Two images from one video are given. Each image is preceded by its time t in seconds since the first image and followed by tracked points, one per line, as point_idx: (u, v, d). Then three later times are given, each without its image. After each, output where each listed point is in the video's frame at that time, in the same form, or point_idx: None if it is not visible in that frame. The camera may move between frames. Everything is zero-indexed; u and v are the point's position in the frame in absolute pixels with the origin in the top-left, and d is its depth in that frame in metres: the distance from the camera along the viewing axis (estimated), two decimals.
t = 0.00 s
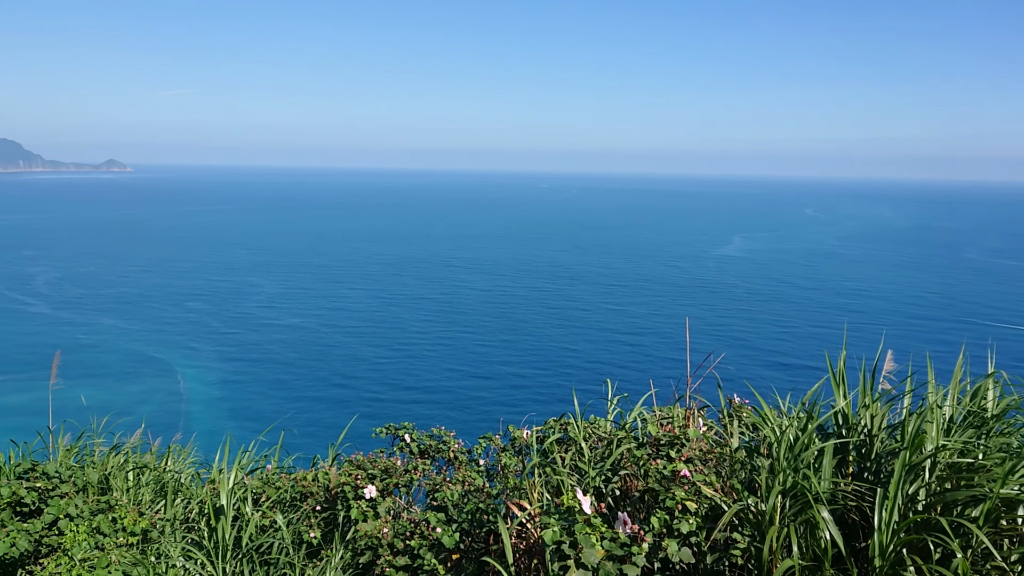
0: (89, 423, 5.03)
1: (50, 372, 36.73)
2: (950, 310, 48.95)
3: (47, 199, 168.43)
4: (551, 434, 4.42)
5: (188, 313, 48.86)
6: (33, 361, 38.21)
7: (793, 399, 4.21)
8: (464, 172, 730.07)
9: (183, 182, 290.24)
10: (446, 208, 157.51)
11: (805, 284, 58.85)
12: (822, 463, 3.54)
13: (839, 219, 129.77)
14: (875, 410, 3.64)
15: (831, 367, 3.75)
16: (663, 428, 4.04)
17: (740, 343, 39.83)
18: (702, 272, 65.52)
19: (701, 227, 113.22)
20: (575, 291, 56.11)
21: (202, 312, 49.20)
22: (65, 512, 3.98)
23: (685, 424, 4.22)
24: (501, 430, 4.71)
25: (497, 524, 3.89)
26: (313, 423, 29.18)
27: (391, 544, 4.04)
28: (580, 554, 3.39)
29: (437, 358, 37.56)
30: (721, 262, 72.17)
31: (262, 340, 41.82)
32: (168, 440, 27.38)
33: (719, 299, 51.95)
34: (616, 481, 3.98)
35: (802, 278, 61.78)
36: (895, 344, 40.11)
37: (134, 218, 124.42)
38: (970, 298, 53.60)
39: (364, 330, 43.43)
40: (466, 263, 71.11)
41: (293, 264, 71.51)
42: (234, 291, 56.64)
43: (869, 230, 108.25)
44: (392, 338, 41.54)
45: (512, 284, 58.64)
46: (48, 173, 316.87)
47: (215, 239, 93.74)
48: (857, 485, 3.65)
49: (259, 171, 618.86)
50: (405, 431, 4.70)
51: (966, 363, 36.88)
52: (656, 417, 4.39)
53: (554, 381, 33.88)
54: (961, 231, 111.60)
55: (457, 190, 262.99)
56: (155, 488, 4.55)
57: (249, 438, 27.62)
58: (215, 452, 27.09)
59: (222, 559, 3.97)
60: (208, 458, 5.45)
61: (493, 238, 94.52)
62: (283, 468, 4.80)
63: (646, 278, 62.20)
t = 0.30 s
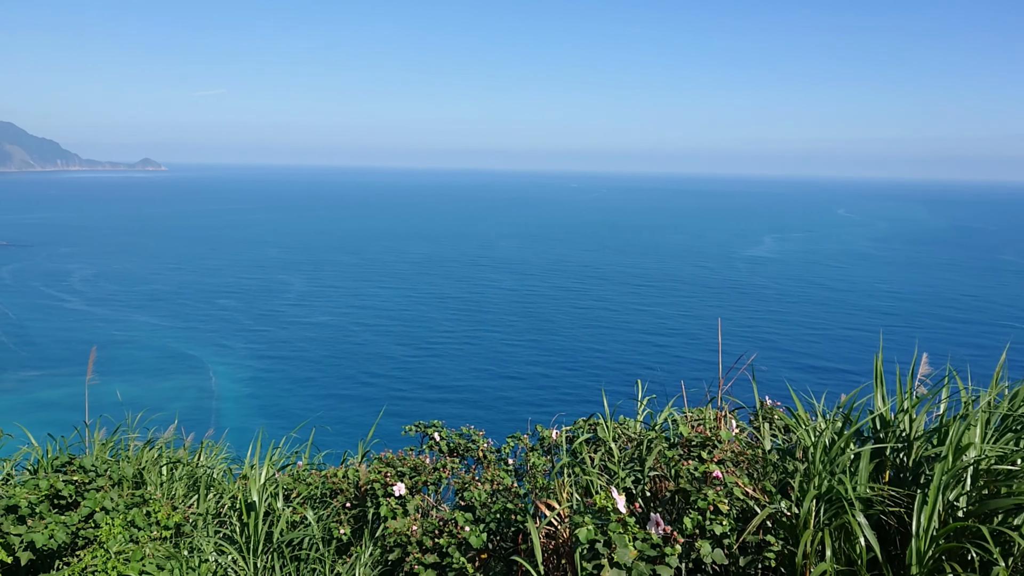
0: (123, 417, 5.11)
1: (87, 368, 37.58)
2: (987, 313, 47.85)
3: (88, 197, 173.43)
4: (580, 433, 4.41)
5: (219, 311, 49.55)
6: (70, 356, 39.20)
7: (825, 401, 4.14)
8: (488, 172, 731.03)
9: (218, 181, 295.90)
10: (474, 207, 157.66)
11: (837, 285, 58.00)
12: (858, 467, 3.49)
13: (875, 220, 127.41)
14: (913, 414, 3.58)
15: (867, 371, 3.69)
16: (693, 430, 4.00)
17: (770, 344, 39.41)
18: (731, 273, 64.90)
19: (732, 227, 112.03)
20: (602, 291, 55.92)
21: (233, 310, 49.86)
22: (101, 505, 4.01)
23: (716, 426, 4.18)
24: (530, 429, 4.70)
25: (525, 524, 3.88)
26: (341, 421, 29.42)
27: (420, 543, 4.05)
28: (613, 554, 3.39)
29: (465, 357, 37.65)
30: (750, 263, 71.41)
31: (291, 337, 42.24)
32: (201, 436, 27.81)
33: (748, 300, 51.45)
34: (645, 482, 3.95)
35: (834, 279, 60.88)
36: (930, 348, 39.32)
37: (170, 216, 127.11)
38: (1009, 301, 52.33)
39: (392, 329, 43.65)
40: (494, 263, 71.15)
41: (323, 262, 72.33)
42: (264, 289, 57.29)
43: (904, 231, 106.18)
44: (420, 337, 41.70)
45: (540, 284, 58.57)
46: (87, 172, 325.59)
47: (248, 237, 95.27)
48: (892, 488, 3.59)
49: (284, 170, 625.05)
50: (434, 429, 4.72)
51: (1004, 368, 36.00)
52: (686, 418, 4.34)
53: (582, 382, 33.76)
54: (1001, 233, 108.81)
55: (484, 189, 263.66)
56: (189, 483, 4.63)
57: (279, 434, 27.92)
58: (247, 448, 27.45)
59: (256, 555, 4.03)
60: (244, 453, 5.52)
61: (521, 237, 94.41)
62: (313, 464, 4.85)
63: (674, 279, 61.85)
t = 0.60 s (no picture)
0: (157, 414, 5.19)
1: (119, 365, 38.25)
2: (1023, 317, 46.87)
3: (123, 196, 177.35)
4: (607, 435, 4.40)
5: (246, 309, 50.17)
6: (103, 353, 39.97)
7: (857, 404, 4.10)
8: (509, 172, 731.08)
9: (247, 180, 299.93)
10: (499, 207, 157.72)
11: (867, 287, 57.20)
12: (893, 472, 3.45)
13: (907, 221, 125.32)
14: (950, 419, 3.53)
15: (903, 375, 3.65)
16: (724, 430, 3.99)
17: (798, 347, 39.02)
18: (758, 274, 64.34)
19: (760, 228, 110.96)
20: (628, 291, 55.71)
21: (260, 308, 50.44)
22: (135, 500, 4.08)
23: (748, 429, 4.14)
24: (557, 429, 4.69)
25: (554, 524, 3.88)
26: (369, 419, 29.64)
27: (448, 541, 4.05)
28: (644, 554, 3.38)
29: (491, 357, 37.71)
30: (778, 264, 70.70)
31: (318, 336, 42.61)
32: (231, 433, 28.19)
33: (776, 301, 50.97)
34: (677, 484, 3.95)
35: (865, 281, 60.00)
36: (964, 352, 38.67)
37: (202, 215, 129.18)
38: None
39: (418, 328, 43.85)
40: (519, 263, 71.18)
41: (350, 261, 72.95)
42: (290, 288, 57.86)
43: (938, 232, 104.34)
44: (446, 336, 41.83)
45: (566, 284, 58.49)
46: (122, 172, 331.91)
47: (277, 236, 96.45)
48: (930, 494, 3.54)
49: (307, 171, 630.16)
50: (461, 429, 4.73)
51: None
52: (715, 419, 4.32)
53: (609, 383, 33.65)
54: None
55: (508, 189, 263.83)
56: (219, 479, 4.68)
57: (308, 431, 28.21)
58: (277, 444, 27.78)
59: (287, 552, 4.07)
60: (277, 452, 5.58)
61: (546, 237, 94.34)
62: (342, 462, 4.89)
63: (702, 280, 61.46)
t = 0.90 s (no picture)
0: (184, 412, 5.24)
1: (145, 363, 38.82)
2: None
3: (152, 197, 180.39)
4: (634, 435, 4.41)
5: (270, 309, 50.66)
6: (131, 351, 40.64)
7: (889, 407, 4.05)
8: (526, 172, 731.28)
9: (272, 181, 303.34)
10: (522, 208, 157.91)
11: (894, 289, 56.53)
12: (927, 476, 3.42)
13: (936, 222, 123.67)
14: (985, 422, 3.50)
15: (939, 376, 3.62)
16: (751, 431, 3.98)
17: (823, 350, 38.74)
18: (782, 275, 63.90)
19: (785, 229, 110.05)
20: (650, 292, 55.58)
21: (283, 307, 50.90)
22: (164, 497, 4.13)
23: (776, 431, 4.12)
24: (582, 429, 4.69)
25: (581, 524, 3.87)
26: (393, 419, 29.83)
27: (473, 541, 4.06)
28: (673, 555, 3.38)
29: (515, 358, 37.78)
30: (803, 265, 70.19)
31: (341, 336, 42.90)
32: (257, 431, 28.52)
33: (800, 303, 50.60)
34: (702, 486, 3.96)
35: (892, 282, 59.29)
36: (993, 355, 38.08)
37: (228, 215, 130.89)
38: None
39: (440, 328, 44.03)
40: (541, 264, 71.21)
41: (373, 261, 73.45)
42: (313, 288, 58.32)
43: (968, 234, 102.77)
44: (469, 337, 41.95)
45: (588, 286, 58.44)
46: (149, 173, 336.92)
47: (301, 236, 97.39)
48: (965, 499, 3.49)
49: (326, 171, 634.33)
50: (485, 429, 4.75)
51: None
52: (743, 421, 4.30)
53: (633, 385, 33.60)
54: None
55: (529, 189, 263.97)
56: (247, 476, 4.72)
57: (333, 430, 28.47)
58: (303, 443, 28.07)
59: (310, 554, 4.12)
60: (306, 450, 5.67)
61: (569, 238, 94.24)
62: (367, 461, 4.91)
63: (725, 281, 61.15)
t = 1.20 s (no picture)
0: (209, 411, 5.29)
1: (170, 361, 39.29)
2: None
3: (178, 196, 183.27)
4: (658, 437, 4.41)
5: (292, 308, 51.09)
6: (156, 349, 41.22)
7: (914, 409, 4.02)
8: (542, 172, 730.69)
9: (296, 181, 306.07)
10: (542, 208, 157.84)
11: (919, 291, 55.84)
12: (956, 479, 3.39)
13: (964, 223, 121.89)
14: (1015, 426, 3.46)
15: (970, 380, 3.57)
16: (777, 434, 3.95)
17: (846, 352, 38.44)
18: (805, 276, 63.43)
19: (809, 229, 109.06)
20: (672, 293, 55.47)
21: (305, 307, 51.29)
22: (190, 494, 4.18)
23: (801, 434, 4.10)
24: (604, 431, 4.69)
25: (605, 526, 3.87)
26: (415, 420, 29.98)
27: (496, 541, 4.07)
28: (701, 557, 3.39)
29: (537, 359, 37.80)
30: (826, 266, 69.60)
31: (362, 336, 43.15)
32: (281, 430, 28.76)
33: (823, 305, 50.21)
34: (727, 489, 3.95)
35: (917, 284, 58.55)
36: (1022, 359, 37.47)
37: (253, 215, 132.43)
38: None
39: (462, 328, 44.13)
40: (563, 264, 71.17)
41: (394, 261, 73.83)
42: (335, 288, 58.70)
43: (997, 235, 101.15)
44: (490, 337, 42.04)
45: (609, 286, 58.40)
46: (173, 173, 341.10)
47: (323, 235, 98.16)
48: (995, 503, 3.45)
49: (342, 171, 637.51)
50: (506, 430, 4.75)
51: None
52: (767, 424, 4.28)
53: (655, 386, 33.54)
54: None
55: (548, 189, 263.93)
56: (271, 474, 4.76)
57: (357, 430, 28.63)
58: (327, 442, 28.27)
59: (335, 550, 4.16)
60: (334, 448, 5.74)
61: (590, 239, 94.17)
62: (390, 460, 4.94)
63: (747, 282, 60.78)
